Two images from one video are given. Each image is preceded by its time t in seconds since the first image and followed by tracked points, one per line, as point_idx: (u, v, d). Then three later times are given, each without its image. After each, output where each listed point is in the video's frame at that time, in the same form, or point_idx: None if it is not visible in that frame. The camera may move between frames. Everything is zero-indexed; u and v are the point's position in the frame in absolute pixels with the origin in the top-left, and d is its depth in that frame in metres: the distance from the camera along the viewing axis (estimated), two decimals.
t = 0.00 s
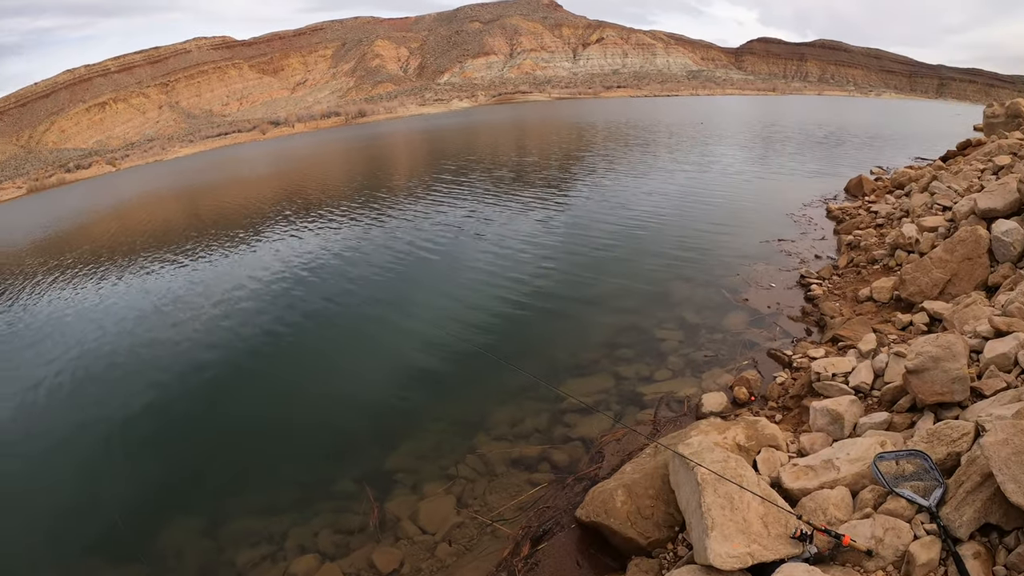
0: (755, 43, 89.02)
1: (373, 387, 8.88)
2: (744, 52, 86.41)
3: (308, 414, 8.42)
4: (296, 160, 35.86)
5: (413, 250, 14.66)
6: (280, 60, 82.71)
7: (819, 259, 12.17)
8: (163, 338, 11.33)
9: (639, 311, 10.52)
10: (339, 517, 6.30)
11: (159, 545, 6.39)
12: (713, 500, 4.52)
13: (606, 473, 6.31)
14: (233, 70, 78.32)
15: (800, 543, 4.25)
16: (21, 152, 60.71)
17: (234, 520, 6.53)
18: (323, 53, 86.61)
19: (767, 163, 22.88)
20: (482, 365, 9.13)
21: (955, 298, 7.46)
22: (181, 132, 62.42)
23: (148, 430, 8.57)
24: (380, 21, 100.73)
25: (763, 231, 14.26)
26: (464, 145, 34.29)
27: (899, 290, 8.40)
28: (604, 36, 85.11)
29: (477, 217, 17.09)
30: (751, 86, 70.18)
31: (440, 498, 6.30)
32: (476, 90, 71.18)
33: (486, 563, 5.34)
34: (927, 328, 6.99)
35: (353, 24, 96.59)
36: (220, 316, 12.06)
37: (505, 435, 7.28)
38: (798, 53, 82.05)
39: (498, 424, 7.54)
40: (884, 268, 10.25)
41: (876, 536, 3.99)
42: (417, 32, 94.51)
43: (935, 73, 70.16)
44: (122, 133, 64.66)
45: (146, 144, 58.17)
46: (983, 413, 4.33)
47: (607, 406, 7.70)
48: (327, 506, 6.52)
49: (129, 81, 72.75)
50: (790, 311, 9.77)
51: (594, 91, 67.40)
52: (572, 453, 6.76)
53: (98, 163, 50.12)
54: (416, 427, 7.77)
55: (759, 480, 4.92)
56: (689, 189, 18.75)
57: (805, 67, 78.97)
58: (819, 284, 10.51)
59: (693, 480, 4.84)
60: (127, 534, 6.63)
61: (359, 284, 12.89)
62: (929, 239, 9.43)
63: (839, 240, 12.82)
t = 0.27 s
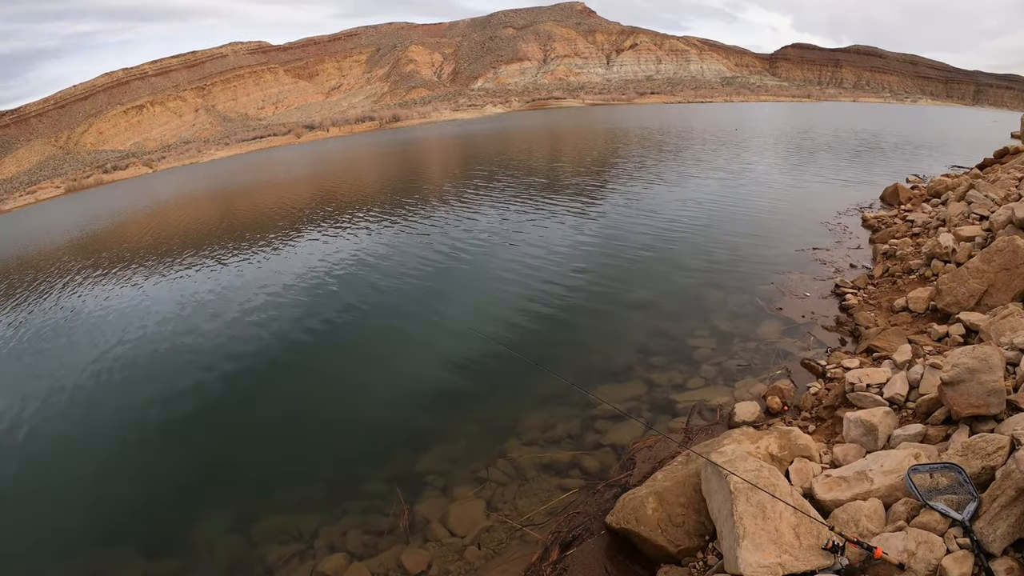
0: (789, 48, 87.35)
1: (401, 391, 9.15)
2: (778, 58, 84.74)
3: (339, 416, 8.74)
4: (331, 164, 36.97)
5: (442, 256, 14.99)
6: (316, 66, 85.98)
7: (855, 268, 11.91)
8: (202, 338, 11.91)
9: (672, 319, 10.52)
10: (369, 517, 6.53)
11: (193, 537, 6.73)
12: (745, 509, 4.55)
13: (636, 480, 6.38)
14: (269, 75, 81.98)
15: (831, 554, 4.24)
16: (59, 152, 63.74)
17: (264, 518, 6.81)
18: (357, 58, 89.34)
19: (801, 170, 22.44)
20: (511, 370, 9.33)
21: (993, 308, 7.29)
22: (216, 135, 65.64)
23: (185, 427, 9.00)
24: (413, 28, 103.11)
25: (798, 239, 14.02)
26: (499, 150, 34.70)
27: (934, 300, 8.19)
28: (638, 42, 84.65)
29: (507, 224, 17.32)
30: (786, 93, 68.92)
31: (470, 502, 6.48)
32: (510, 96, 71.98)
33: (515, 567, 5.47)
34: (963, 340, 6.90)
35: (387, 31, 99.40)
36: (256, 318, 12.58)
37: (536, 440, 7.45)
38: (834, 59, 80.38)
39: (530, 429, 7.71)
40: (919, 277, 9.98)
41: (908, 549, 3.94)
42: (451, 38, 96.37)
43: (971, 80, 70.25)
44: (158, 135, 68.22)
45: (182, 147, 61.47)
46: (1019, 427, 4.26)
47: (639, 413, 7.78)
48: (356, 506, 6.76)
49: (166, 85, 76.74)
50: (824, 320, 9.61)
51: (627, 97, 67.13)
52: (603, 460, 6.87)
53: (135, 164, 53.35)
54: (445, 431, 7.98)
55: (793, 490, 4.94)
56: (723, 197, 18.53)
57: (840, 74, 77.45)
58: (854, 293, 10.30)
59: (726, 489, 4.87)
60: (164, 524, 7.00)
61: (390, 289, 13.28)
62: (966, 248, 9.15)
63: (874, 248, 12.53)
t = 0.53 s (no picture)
0: (812, 55, 86.29)
1: (418, 396, 9.31)
2: (802, 64, 83.60)
3: (357, 420, 8.93)
4: (354, 169, 37.65)
5: (461, 261, 15.20)
6: (339, 71, 88.06)
7: (878, 277, 11.73)
8: (227, 340, 12.28)
9: (694, 326, 10.49)
10: (387, 520, 6.66)
11: (215, 534, 6.96)
12: (766, 518, 4.55)
13: (656, 487, 6.42)
14: (292, 79, 84.32)
15: (852, 566, 4.22)
16: (84, 152, 65.43)
17: (281, 519, 6.99)
18: (380, 63, 91.06)
19: (825, 178, 22.13)
20: (531, 376, 9.43)
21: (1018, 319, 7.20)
22: (240, 138, 67.83)
23: (207, 427, 9.28)
24: (436, 33, 104.60)
25: (820, 247, 13.86)
26: (521, 155, 34.91)
27: (958, 309, 8.08)
28: (661, 48, 84.29)
29: (525, 230, 17.46)
30: (809, 99, 67.98)
31: (488, 506, 6.57)
32: (532, 102, 72.46)
33: (533, 572, 5.51)
34: (987, 351, 6.83)
35: (409, 37, 101.06)
36: (278, 320, 12.93)
37: (556, 445, 7.53)
38: (857, 66, 79.30)
39: (550, 435, 7.80)
40: (943, 286, 9.84)
41: (930, 561, 3.90)
42: (473, 44, 97.53)
43: (995, 86, 69.59)
44: (182, 138, 70.63)
45: (206, 150, 63.61)
46: None
47: (660, 420, 7.80)
48: (374, 509, 6.90)
49: (190, 88, 79.45)
50: (847, 329, 9.49)
51: (650, 103, 66.87)
52: (623, 466, 6.91)
53: (160, 166, 55.43)
54: (463, 435, 8.11)
55: (814, 500, 4.94)
56: (744, 204, 18.36)
57: (864, 80, 76.33)
58: (877, 302, 10.15)
59: (747, 497, 4.88)
60: (187, 520, 7.26)
61: (409, 294, 13.52)
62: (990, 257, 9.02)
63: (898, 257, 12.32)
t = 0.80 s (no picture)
0: (830, 61, 85.42)
1: (433, 399, 9.42)
2: (819, 70, 82.94)
3: (372, 422, 9.06)
4: (369, 172, 38.07)
5: (477, 266, 15.30)
6: (356, 75, 89.36)
7: (894, 285, 11.57)
8: (242, 341, 12.53)
9: (710, 333, 10.42)
10: (398, 523, 6.74)
11: (228, 533, 7.12)
12: (778, 528, 4.53)
13: (668, 495, 6.40)
14: (310, 83, 85.86)
15: None
16: (102, 154, 67.32)
17: (293, 520, 7.12)
18: (397, 68, 92.15)
19: (843, 184, 21.86)
20: (544, 382, 9.47)
21: None
22: (257, 141, 69.25)
23: (224, 427, 9.49)
24: (452, 38, 105.62)
25: (835, 255, 13.70)
26: (537, 161, 35.00)
27: (976, 318, 7.94)
28: (678, 53, 83.94)
29: (539, 234, 17.53)
30: (826, 105, 67.23)
31: (500, 511, 6.61)
32: (548, 107, 72.70)
33: None
34: (1005, 360, 6.70)
35: (426, 41, 102.14)
36: (296, 322, 13.17)
37: (568, 451, 7.55)
38: (875, 71, 78.36)
39: (562, 440, 7.82)
40: (961, 294, 9.68)
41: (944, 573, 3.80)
42: (490, 49, 98.28)
43: (1014, 93, 68.28)
44: (200, 141, 72.32)
45: (224, 152, 65.06)
46: None
47: (672, 427, 7.78)
48: (386, 512, 6.99)
49: (209, 90, 81.35)
50: (862, 337, 9.37)
51: (666, 108, 66.56)
52: (635, 474, 6.91)
53: (178, 167, 56.76)
54: (474, 440, 8.17)
55: (827, 510, 4.91)
56: (760, 210, 18.22)
57: (881, 86, 75.56)
58: (894, 310, 10.01)
59: (759, 507, 4.86)
60: (202, 518, 7.45)
61: (425, 297, 13.67)
62: (1009, 265, 8.88)
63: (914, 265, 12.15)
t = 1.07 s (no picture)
0: (845, 66, 84.78)
1: (443, 402, 9.40)
2: (835, 75, 82.31)
3: (381, 424, 9.06)
4: (383, 176, 38.37)
5: (489, 270, 15.30)
6: (372, 79, 90.43)
7: (908, 292, 11.39)
8: (254, 341, 12.67)
9: (721, 340, 10.30)
10: (403, 525, 6.71)
11: (234, 532, 7.17)
12: (781, 537, 4.46)
13: (674, 502, 6.30)
14: (325, 87, 87.04)
15: None
16: (119, 156, 68.84)
17: (299, 520, 7.14)
18: (413, 72, 93.05)
19: (858, 191, 21.55)
20: (552, 386, 9.42)
21: None
22: (273, 145, 70.36)
23: (235, 426, 9.56)
24: (467, 43, 106.38)
25: (848, 261, 13.52)
26: (548, 165, 35.07)
27: (989, 325, 7.80)
28: (693, 59, 83.54)
29: (551, 240, 17.53)
30: (842, 111, 66.59)
31: (505, 515, 6.55)
32: (563, 112, 72.85)
33: None
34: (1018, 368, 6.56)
35: (441, 46, 103.03)
36: (309, 324, 13.27)
37: (576, 457, 7.46)
38: (890, 77, 77.83)
39: (570, 446, 7.75)
40: (974, 302, 9.51)
41: None
42: (505, 54, 98.86)
43: None
44: (216, 143, 73.66)
45: (239, 155, 66.18)
46: None
47: (681, 434, 7.68)
48: (391, 514, 6.97)
49: (225, 94, 82.81)
50: (874, 345, 9.22)
51: (681, 113, 66.22)
52: (641, 480, 6.81)
53: (194, 170, 57.82)
54: (482, 444, 8.12)
55: (833, 520, 4.83)
56: (772, 217, 18.04)
57: (897, 92, 74.77)
58: (907, 317, 9.85)
59: (762, 515, 4.81)
60: (209, 516, 7.51)
61: (437, 301, 13.71)
62: None
63: (928, 272, 11.95)
